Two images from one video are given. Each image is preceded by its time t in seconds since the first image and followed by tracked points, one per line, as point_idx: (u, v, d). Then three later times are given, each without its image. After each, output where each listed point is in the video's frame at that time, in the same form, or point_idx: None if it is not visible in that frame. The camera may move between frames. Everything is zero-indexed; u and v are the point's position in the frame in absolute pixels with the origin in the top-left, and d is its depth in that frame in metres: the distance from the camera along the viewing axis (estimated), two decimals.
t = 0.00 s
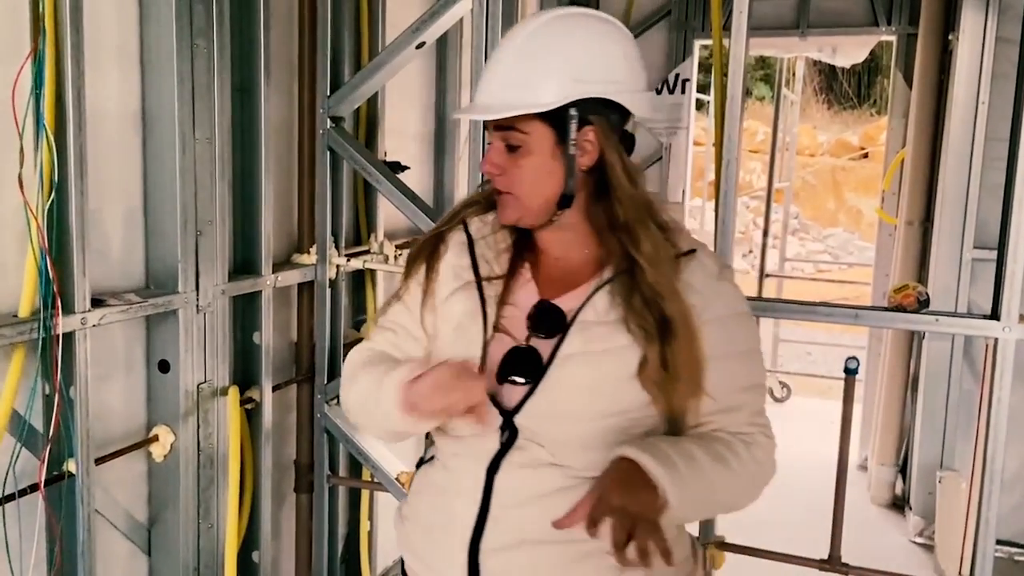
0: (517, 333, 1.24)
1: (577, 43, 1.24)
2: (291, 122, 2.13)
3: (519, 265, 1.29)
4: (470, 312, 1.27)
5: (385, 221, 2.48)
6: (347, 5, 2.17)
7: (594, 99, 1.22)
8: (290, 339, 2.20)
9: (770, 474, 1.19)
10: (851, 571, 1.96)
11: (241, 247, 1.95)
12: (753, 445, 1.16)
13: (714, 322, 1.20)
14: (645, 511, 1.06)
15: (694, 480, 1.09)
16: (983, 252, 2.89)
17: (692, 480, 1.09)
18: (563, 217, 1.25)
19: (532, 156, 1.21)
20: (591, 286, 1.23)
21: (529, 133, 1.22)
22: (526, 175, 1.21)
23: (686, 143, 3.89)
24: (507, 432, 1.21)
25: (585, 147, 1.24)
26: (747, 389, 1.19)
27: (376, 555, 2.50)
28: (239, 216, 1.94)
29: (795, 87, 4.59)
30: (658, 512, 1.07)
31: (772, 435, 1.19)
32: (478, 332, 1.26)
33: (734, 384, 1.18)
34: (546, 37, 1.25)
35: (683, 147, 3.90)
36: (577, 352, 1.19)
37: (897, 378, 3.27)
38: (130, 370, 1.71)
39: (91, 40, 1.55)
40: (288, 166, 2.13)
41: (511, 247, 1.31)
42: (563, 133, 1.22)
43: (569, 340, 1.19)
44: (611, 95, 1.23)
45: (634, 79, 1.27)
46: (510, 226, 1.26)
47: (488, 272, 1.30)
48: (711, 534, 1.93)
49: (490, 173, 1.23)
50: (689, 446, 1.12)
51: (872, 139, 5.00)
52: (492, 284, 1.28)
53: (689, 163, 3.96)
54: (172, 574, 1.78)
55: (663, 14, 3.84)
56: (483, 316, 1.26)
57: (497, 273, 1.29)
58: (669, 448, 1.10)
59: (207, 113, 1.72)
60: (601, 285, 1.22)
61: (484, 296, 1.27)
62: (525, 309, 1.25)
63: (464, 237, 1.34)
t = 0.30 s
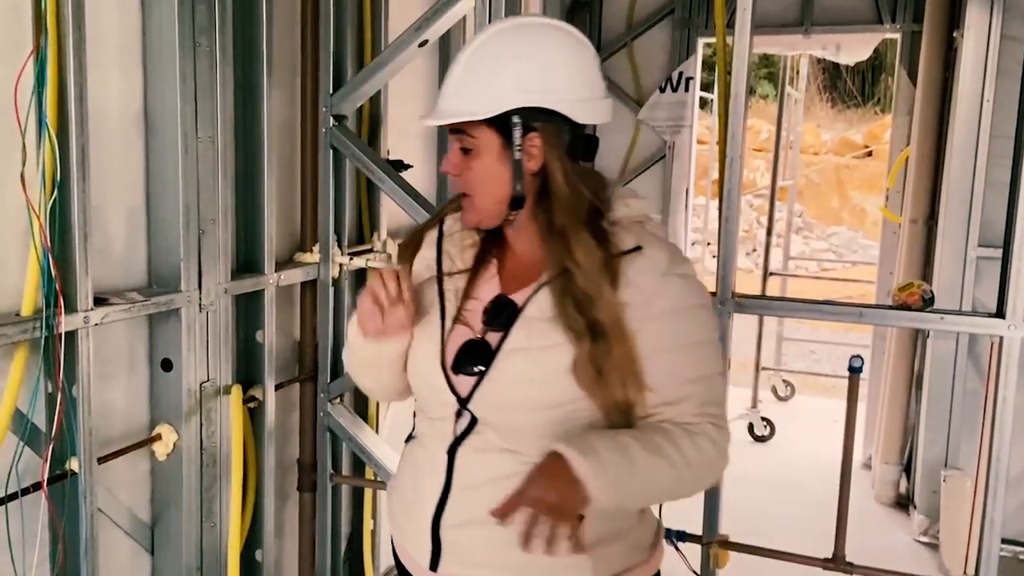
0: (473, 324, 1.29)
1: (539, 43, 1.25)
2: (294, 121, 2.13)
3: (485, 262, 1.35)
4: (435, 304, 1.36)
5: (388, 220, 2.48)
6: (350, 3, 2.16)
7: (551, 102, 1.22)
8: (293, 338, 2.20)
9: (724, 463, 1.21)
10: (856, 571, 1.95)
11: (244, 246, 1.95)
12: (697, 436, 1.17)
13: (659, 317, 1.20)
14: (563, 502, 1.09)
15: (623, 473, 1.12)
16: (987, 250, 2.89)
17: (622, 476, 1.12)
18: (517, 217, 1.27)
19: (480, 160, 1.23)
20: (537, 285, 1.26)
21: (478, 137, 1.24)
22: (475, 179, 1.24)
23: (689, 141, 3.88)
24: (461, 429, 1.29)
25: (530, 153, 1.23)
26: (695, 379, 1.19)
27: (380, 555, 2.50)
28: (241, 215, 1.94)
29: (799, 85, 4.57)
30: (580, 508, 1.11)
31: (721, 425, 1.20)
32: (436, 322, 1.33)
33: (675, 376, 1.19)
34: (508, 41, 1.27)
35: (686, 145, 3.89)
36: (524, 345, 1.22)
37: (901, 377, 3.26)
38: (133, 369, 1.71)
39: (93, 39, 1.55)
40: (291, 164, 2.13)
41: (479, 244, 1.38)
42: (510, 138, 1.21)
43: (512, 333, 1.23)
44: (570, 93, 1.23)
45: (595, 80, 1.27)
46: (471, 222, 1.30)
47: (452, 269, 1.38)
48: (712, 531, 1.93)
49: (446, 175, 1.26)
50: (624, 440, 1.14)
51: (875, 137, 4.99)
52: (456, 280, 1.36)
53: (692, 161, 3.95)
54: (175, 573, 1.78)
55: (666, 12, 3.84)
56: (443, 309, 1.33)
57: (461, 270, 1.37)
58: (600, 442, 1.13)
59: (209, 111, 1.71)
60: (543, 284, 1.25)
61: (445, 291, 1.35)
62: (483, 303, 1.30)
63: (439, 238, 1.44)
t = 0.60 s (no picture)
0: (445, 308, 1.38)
1: (510, 59, 1.36)
2: (299, 119, 2.12)
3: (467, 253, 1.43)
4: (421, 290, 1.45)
5: (394, 218, 2.48)
6: None
7: (520, 115, 1.30)
8: (298, 336, 2.19)
9: (648, 460, 1.23)
10: (863, 569, 1.94)
11: (250, 244, 1.95)
12: (615, 432, 1.20)
13: (590, 311, 1.22)
14: (441, 466, 1.18)
15: (518, 453, 1.19)
16: (996, 246, 2.87)
17: (514, 456, 1.19)
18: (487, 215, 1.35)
19: (453, 167, 1.34)
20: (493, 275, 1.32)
21: (451, 148, 1.34)
22: (449, 183, 1.34)
23: (696, 138, 3.86)
24: (432, 407, 1.41)
25: (500, 159, 1.30)
26: (627, 376, 1.21)
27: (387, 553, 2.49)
28: (247, 213, 1.94)
29: (806, 81, 4.55)
30: (463, 480, 1.20)
31: (646, 424, 1.21)
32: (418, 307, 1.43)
33: (602, 371, 1.21)
34: (483, 56, 1.38)
35: (693, 142, 3.87)
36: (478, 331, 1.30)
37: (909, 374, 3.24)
38: (139, 366, 1.71)
39: (98, 36, 1.55)
40: (296, 162, 2.13)
41: (467, 233, 1.43)
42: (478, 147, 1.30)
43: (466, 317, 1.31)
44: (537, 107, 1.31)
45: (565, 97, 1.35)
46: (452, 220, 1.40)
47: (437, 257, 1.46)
48: (719, 528, 1.92)
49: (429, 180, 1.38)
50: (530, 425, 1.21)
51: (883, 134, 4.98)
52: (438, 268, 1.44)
53: (699, 158, 3.93)
54: (182, 571, 1.78)
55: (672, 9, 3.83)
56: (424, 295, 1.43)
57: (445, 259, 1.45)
58: (501, 422, 1.21)
59: (214, 109, 1.71)
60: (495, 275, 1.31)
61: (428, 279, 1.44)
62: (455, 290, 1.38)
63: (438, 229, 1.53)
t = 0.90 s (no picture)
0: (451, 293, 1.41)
1: (504, 48, 1.38)
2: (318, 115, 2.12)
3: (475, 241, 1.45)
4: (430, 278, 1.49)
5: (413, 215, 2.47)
6: None
7: (522, 99, 1.32)
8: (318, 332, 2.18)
9: (643, 440, 1.24)
10: (889, 567, 1.92)
11: (271, 239, 1.96)
12: (610, 410, 1.21)
13: (587, 289, 1.24)
14: (434, 445, 1.21)
15: (510, 433, 1.21)
16: None
17: (508, 435, 1.21)
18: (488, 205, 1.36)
19: (458, 158, 1.34)
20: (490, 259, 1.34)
21: (456, 138, 1.34)
22: (455, 174, 1.35)
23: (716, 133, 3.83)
24: (439, 391, 1.46)
25: (504, 147, 1.30)
26: (625, 354, 1.22)
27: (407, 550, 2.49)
28: (267, 208, 1.95)
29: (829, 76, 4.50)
30: (456, 459, 1.23)
31: (644, 403, 1.23)
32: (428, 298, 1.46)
33: (598, 348, 1.23)
34: (476, 50, 1.40)
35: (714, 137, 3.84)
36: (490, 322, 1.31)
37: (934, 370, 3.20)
38: (162, 360, 1.72)
39: (120, 33, 1.56)
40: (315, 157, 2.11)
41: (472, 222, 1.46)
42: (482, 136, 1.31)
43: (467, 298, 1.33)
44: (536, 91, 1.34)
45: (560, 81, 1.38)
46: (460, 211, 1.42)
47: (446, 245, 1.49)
48: (742, 525, 1.90)
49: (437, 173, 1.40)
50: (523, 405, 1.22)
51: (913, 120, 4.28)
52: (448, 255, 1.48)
53: (720, 153, 3.90)
54: (202, 563, 1.78)
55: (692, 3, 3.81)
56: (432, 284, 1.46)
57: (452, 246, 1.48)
58: (493, 401, 1.23)
59: (235, 103, 1.72)
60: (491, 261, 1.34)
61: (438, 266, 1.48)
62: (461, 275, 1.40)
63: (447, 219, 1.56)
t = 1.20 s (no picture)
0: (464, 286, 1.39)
1: (539, 31, 1.36)
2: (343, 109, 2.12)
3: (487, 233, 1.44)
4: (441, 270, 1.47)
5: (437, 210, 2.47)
6: None
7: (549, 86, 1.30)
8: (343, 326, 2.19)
9: (679, 427, 1.21)
10: (921, 569, 1.88)
11: (295, 234, 1.96)
12: (643, 400, 1.19)
13: (612, 278, 1.23)
14: (468, 444, 1.16)
15: (545, 429, 1.18)
16: None
17: (543, 432, 1.18)
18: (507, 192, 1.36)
19: (480, 138, 1.33)
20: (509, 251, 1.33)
21: (479, 115, 1.34)
22: (475, 154, 1.34)
23: (745, 128, 3.78)
24: (453, 393, 1.43)
25: (527, 131, 1.30)
26: (655, 343, 1.20)
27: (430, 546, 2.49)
28: (292, 203, 1.95)
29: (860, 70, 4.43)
30: (491, 458, 1.18)
31: (677, 391, 1.20)
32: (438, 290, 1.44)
33: (626, 338, 1.21)
34: (498, 34, 1.38)
35: (743, 132, 3.80)
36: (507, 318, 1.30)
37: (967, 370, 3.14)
38: (187, 355, 1.73)
39: (146, 28, 1.57)
40: (340, 151, 2.13)
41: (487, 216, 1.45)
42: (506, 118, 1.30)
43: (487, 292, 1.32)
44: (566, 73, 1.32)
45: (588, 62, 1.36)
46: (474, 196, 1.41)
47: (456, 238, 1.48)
48: (768, 526, 1.87)
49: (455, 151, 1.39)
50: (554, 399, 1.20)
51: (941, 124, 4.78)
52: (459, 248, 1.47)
53: (748, 149, 3.86)
54: (227, 557, 1.80)
55: None
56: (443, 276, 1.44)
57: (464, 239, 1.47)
58: (523, 397, 1.19)
59: (259, 97, 1.73)
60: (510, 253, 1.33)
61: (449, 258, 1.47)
62: (475, 268, 1.39)
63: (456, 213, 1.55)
